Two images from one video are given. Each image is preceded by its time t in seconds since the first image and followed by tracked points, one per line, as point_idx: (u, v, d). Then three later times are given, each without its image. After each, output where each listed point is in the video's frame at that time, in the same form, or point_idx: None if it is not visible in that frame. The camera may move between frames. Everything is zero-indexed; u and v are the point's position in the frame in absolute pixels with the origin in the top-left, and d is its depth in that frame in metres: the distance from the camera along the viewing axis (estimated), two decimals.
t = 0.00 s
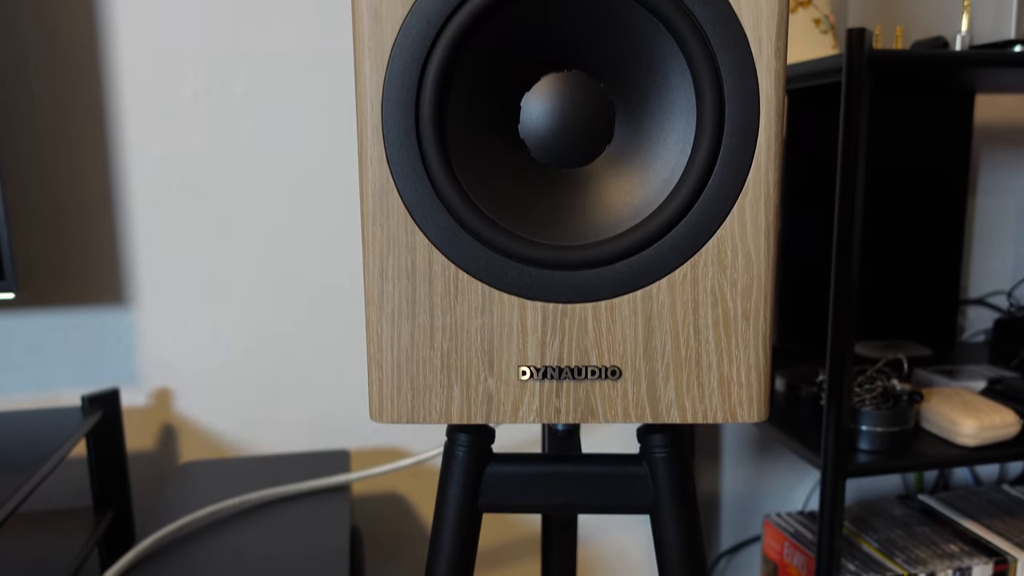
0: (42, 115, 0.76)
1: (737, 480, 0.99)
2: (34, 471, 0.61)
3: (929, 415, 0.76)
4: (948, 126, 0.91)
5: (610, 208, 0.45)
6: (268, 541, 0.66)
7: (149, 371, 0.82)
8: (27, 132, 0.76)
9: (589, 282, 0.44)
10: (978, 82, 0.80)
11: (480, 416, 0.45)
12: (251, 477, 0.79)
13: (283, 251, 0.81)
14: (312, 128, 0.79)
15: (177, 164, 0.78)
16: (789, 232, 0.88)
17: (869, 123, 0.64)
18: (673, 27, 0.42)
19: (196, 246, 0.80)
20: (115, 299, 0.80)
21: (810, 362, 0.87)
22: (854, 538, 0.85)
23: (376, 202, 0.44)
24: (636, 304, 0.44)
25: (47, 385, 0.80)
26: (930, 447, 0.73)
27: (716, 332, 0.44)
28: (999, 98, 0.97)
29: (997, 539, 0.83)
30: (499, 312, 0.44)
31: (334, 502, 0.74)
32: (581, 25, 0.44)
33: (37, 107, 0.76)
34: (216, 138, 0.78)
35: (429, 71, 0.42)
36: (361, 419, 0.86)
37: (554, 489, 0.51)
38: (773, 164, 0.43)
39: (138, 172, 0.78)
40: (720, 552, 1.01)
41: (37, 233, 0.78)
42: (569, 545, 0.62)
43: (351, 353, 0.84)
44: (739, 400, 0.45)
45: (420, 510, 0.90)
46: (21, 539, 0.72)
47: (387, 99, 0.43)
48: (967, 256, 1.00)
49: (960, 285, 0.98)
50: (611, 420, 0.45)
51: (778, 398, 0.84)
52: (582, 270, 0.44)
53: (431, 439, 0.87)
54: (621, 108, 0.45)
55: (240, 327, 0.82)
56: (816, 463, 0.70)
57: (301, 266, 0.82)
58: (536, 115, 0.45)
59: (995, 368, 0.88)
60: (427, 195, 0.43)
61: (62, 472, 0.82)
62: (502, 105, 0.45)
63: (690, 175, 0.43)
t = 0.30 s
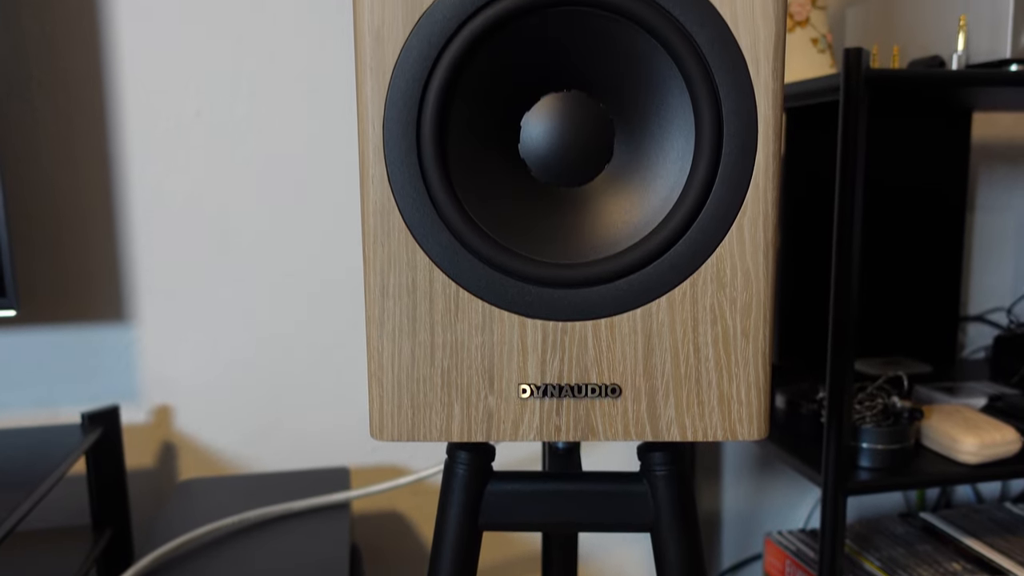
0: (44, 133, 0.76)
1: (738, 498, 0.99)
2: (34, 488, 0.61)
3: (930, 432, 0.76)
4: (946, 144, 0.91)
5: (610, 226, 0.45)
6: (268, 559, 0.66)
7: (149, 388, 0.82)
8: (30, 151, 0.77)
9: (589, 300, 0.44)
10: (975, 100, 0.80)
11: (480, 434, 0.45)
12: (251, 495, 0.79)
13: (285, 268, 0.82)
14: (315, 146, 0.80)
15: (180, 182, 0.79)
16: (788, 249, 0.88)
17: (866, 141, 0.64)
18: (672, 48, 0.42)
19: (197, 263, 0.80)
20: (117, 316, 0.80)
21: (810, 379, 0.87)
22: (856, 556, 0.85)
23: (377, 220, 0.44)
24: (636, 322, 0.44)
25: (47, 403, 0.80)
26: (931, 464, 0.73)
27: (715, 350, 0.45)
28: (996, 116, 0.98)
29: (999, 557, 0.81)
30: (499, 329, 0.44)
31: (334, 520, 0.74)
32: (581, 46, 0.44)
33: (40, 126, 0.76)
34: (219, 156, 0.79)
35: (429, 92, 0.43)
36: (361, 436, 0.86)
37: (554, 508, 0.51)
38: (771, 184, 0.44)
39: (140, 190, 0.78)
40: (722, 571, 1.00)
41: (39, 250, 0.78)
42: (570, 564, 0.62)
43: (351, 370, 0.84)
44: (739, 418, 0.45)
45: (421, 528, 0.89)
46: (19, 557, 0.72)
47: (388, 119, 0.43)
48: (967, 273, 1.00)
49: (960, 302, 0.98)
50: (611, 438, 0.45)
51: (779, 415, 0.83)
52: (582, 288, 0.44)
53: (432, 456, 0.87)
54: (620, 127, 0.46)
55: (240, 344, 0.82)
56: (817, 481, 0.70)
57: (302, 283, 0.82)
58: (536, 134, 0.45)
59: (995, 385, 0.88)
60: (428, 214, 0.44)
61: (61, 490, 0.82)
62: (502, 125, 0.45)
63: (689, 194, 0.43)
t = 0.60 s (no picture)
0: (47, 152, 0.77)
1: (739, 517, 0.98)
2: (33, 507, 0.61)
3: (931, 451, 0.75)
4: (944, 163, 0.92)
5: (609, 246, 0.46)
6: None
7: (149, 407, 0.82)
8: (33, 170, 0.77)
9: (589, 319, 0.44)
10: (972, 120, 0.81)
11: (480, 453, 0.45)
12: (250, 514, 0.78)
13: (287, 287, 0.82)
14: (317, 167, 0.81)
15: (182, 202, 0.79)
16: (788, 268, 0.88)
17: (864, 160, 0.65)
18: (670, 70, 0.43)
19: (199, 282, 0.80)
20: (118, 334, 0.80)
21: (810, 397, 0.87)
22: None
23: (378, 239, 0.44)
24: (635, 341, 0.44)
25: (47, 421, 0.80)
26: (933, 483, 0.73)
27: (715, 369, 0.45)
28: (992, 135, 0.98)
29: None
30: (500, 349, 0.45)
31: (334, 539, 0.74)
32: (580, 68, 0.45)
33: (44, 146, 0.77)
34: (222, 177, 0.79)
35: (430, 113, 0.43)
36: (361, 455, 0.86)
37: (555, 527, 0.50)
38: (769, 204, 0.44)
39: (142, 209, 0.79)
40: None
41: (41, 268, 0.78)
42: None
43: (352, 388, 0.84)
44: (738, 436, 0.45)
45: (420, 547, 0.89)
46: None
47: (389, 139, 0.44)
48: (966, 291, 1.00)
49: (960, 320, 0.98)
50: (611, 457, 0.45)
51: (779, 434, 0.83)
52: (582, 308, 0.44)
53: (432, 475, 0.87)
54: (620, 148, 0.46)
55: (240, 362, 0.82)
56: (818, 500, 0.70)
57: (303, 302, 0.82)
58: (536, 154, 0.46)
59: (996, 403, 0.88)
60: (429, 233, 0.44)
61: (61, 509, 0.82)
62: (503, 145, 0.46)
63: (687, 214, 0.43)
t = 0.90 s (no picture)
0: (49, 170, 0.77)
1: (741, 537, 0.98)
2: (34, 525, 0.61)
3: (933, 469, 0.75)
4: (942, 181, 0.92)
5: (609, 266, 0.46)
6: None
7: (149, 425, 0.82)
8: (35, 188, 0.77)
9: (589, 338, 0.44)
10: (969, 139, 0.81)
11: (481, 473, 0.45)
12: (249, 533, 0.78)
13: (288, 305, 0.82)
14: (319, 184, 0.81)
15: (185, 220, 0.80)
16: (787, 285, 0.88)
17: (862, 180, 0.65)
18: (668, 91, 0.43)
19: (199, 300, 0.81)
20: (118, 353, 0.80)
21: (810, 416, 0.87)
22: None
23: (379, 259, 0.45)
24: (635, 360, 0.44)
25: (46, 440, 0.80)
26: (935, 502, 0.72)
27: (715, 388, 0.45)
28: (990, 154, 0.99)
29: None
30: (500, 368, 0.45)
31: (334, 558, 0.73)
32: (579, 90, 0.45)
33: (47, 165, 0.77)
34: (225, 195, 0.80)
35: (431, 135, 0.44)
36: (361, 473, 0.85)
37: (555, 547, 0.50)
38: (767, 223, 0.44)
39: (143, 227, 0.79)
40: None
41: (42, 286, 0.78)
42: None
43: (352, 407, 0.84)
44: (738, 456, 0.45)
45: (420, 566, 0.88)
46: None
47: (390, 160, 0.44)
48: (966, 309, 1.01)
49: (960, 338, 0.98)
50: (612, 476, 0.45)
51: (780, 453, 0.83)
52: (581, 327, 0.44)
53: (432, 494, 0.87)
54: (619, 168, 0.47)
55: (241, 380, 0.82)
56: (820, 519, 0.70)
57: (303, 320, 0.82)
58: (536, 175, 0.46)
59: (997, 422, 0.88)
60: (430, 253, 0.44)
61: (59, 529, 0.82)
62: (503, 165, 0.46)
63: (686, 235, 0.44)
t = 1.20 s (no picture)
0: (53, 188, 0.78)
1: (742, 556, 0.97)
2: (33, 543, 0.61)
3: (934, 487, 0.75)
4: (940, 198, 0.93)
5: (609, 284, 0.46)
6: None
7: (149, 443, 0.81)
8: (38, 206, 0.78)
9: (589, 356, 0.45)
10: (966, 158, 0.82)
11: (481, 491, 0.45)
12: (248, 552, 0.78)
13: (289, 323, 0.82)
14: (321, 202, 0.81)
15: (186, 238, 0.80)
16: (787, 303, 0.89)
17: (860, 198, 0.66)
18: (667, 112, 0.44)
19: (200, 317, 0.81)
20: (119, 370, 0.80)
21: (810, 433, 0.87)
22: None
23: (380, 277, 0.45)
24: (635, 379, 0.45)
25: (46, 458, 0.80)
26: (936, 520, 0.72)
27: (715, 406, 0.45)
28: (988, 172, 1.00)
29: None
30: (500, 387, 0.45)
31: None
32: (579, 110, 0.46)
33: (49, 184, 0.78)
34: (226, 213, 0.80)
35: (432, 154, 0.44)
36: (361, 491, 0.85)
37: (555, 565, 0.50)
38: (766, 242, 0.44)
39: (145, 245, 0.80)
40: None
41: (44, 304, 0.78)
42: None
43: (352, 424, 0.84)
44: (738, 474, 0.45)
45: None
46: None
47: (392, 179, 0.44)
48: (966, 326, 1.01)
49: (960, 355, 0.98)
50: (612, 495, 0.45)
51: (781, 470, 0.83)
52: (581, 345, 0.45)
53: (432, 512, 0.86)
54: (619, 188, 0.47)
55: (241, 398, 0.82)
56: (821, 537, 0.69)
57: (303, 338, 0.83)
58: (536, 194, 0.46)
59: (998, 439, 0.87)
60: (430, 272, 0.45)
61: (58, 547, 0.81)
62: (504, 185, 0.46)
63: (686, 254, 0.44)
